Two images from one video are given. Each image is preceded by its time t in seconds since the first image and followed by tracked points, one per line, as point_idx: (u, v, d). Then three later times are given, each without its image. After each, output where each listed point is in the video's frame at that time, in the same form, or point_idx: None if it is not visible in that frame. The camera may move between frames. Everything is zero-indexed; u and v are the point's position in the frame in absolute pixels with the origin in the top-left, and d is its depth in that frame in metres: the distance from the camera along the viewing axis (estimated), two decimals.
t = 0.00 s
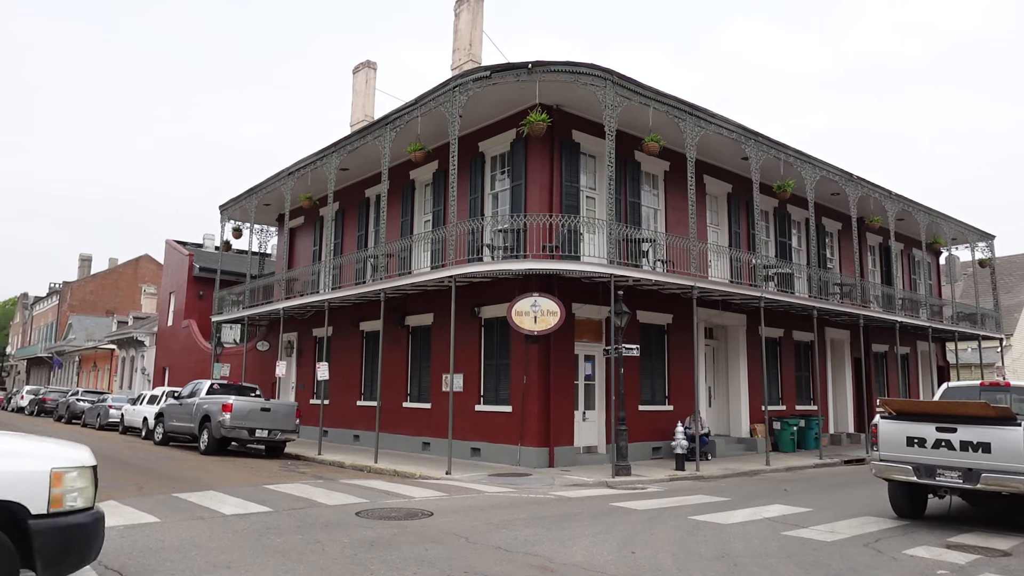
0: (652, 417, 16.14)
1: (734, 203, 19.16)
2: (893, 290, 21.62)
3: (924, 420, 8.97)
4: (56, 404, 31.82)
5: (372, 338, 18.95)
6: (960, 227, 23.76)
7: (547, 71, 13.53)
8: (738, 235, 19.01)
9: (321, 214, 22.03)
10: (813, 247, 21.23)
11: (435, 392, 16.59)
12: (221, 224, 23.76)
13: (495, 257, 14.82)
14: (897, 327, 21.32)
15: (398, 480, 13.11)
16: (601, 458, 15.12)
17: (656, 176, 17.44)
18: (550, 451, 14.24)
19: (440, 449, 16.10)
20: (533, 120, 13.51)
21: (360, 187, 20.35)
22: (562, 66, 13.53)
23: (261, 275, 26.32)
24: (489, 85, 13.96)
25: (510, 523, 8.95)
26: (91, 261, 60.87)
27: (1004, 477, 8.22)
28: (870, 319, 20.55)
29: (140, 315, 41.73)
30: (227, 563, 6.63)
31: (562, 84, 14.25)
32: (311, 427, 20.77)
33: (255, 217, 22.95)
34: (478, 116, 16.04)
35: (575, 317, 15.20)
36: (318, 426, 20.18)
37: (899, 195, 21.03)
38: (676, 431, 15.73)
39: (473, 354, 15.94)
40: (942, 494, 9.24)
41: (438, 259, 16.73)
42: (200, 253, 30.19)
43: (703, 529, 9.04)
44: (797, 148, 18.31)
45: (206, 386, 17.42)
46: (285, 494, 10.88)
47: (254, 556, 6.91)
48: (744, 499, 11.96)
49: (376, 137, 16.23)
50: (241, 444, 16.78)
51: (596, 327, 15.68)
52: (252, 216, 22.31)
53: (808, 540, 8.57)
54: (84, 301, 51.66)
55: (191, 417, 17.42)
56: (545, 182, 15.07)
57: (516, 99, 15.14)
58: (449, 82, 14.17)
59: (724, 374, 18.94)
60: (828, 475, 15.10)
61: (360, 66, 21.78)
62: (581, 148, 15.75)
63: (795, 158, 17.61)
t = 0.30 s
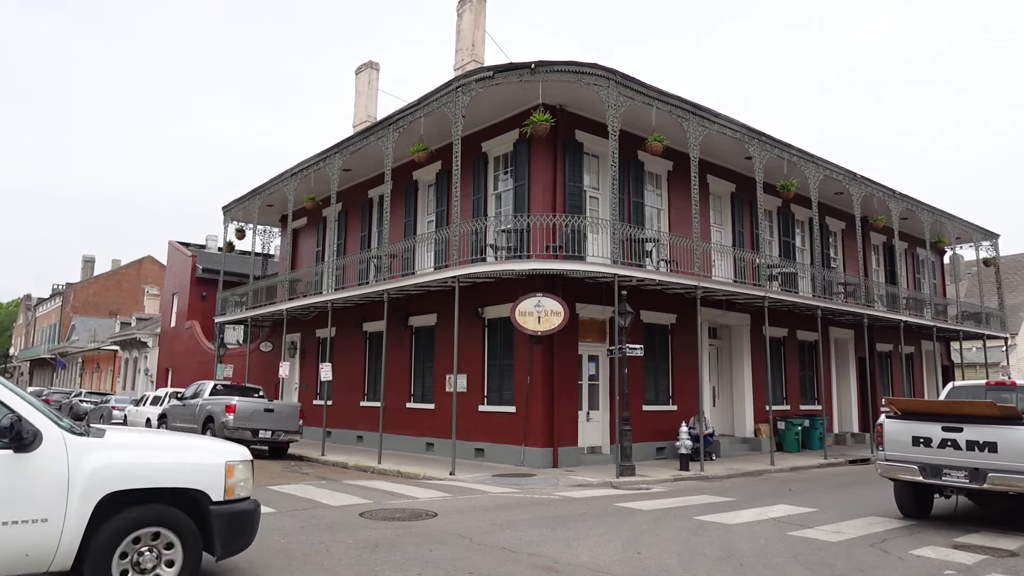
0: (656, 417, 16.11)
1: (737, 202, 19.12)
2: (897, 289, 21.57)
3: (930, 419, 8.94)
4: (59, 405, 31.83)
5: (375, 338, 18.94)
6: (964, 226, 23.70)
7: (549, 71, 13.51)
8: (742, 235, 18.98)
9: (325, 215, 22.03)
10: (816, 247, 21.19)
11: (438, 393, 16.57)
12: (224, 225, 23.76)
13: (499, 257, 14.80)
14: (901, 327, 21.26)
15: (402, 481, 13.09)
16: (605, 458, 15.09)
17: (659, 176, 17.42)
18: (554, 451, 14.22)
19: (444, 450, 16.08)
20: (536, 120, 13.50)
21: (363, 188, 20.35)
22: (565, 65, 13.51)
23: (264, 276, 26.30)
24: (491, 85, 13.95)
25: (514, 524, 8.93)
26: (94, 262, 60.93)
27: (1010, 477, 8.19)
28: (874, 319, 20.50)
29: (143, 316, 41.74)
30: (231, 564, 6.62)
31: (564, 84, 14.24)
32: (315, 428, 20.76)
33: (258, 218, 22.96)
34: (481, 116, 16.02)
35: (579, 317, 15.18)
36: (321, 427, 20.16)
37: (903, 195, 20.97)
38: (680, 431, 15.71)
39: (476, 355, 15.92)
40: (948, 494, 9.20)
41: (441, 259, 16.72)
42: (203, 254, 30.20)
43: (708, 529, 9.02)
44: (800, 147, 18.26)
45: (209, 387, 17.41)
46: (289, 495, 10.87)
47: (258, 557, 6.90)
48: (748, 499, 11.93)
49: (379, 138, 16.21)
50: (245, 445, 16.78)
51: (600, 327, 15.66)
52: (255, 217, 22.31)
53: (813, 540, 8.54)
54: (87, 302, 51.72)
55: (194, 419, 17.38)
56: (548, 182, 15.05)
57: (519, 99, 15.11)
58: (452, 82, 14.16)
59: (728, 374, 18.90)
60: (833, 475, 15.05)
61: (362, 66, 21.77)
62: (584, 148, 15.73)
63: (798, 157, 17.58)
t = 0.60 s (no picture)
0: (657, 417, 16.14)
1: (738, 203, 19.15)
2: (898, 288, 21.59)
3: (932, 419, 8.97)
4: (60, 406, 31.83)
5: (377, 339, 18.95)
6: (964, 225, 23.72)
7: (551, 72, 13.53)
8: (743, 235, 19.01)
9: (326, 215, 22.04)
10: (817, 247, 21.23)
11: (440, 393, 16.59)
12: (225, 226, 23.76)
13: (500, 258, 14.83)
14: (901, 326, 21.29)
15: (404, 481, 13.09)
16: (607, 459, 15.10)
17: (660, 176, 17.43)
18: (556, 452, 14.24)
19: (446, 450, 16.10)
20: (537, 120, 13.51)
21: (365, 189, 20.35)
22: (566, 66, 13.53)
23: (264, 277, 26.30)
24: (493, 85, 13.97)
25: (517, 524, 8.94)
26: (94, 263, 60.91)
27: (1011, 476, 8.20)
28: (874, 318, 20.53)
29: (144, 317, 41.75)
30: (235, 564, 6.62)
31: (566, 85, 14.26)
32: (316, 428, 20.77)
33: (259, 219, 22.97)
34: (482, 116, 16.02)
35: (580, 318, 15.20)
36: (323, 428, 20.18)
37: (903, 195, 20.99)
38: (682, 431, 15.73)
39: (478, 356, 15.94)
40: (949, 494, 9.22)
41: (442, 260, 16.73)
42: (204, 255, 30.22)
43: (711, 529, 9.03)
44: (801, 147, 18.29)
45: (210, 388, 17.42)
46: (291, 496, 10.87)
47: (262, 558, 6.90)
48: (751, 499, 11.95)
49: (381, 139, 16.22)
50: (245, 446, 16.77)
51: (601, 327, 15.67)
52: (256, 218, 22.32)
53: (816, 540, 8.55)
54: (87, 303, 51.73)
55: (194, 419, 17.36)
56: (549, 182, 15.07)
57: (520, 99, 15.12)
58: (453, 83, 14.16)
59: (729, 373, 18.92)
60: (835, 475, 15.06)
61: (363, 67, 21.78)
62: (585, 148, 15.74)
63: (799, 157, 17.60)
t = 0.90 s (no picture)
0: (656, 419, 16.16)
1: (737, 205, 19.22)
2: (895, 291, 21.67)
3: (931, 421, 9.00)
4: (58, 408, 31.75)
5: (375, 341, 18.97)
6: (961, 228, 23.80)
7: (551, 74, 13.55)
8: (741, 238, 19.07)
9: (325, 217, 22.06)
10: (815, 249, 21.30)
11: (440, 395, 16.61)
12: (223, 228, 23.74)
13: (499, 260, 14.86)
14: (898, 328, 21.35)
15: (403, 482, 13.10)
16: (605, 461, 15.12)
17: (660, 178, 17.47)
18: (555, 453, 14.26)
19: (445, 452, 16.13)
20: (537, 123, 13.53)
21: (364, 190, 20.37)
22: (566, 69, 13.57)
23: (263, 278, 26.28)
24: (493, 88, 14.01)
25: (517, 526, 8.95)
26: (92, 263, 60.78)
27: (1010, 479, 8.23)
28: (872, 321, 20.59)
29: (142, 318, 41.68)
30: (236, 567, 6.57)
31: (566, 88, 14.30)
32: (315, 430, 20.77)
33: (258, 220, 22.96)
34: (482, 118, 16.03)
35: (580, 320, 15.23)
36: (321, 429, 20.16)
37: (900, 198, 21.06)
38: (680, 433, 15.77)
39: (477, 358, 15.95)
40: (948, 495, 9.26)
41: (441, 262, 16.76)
42: (202, 256, 30.18)
43: (711, 532, 9.05)
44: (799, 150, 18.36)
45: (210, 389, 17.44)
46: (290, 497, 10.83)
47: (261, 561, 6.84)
48: (750, 501, 11.98)
49: (381, 140, 16.23)
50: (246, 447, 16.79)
51: (601, 329, 15.69)
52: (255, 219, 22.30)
53: (816, 542, 8.58)
54: (85, 304, 51.63)
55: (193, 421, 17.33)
56: (549, 184, 15.11)
57: (520, 102, 15.14)
58: (453, 85, 14.18)
59: (728, 376, 18.96)
60: (833, 477, 15.12)
61: (363, 69, 21.79)
62: (585, 151, 15.77)
63: (797, 160, 17.66)
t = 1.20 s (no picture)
0: (653, 420, 16.21)
1: (732, 206, 19.29)
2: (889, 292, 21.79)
3: (926, 422, 9.06)
4: (52, 410, 31.59)
5: (372, 342, 18.96)
6: (954, 229, 23.94)
7: (548, 76, 13.59)
8: (737, 239, 19.16)
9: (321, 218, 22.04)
10: (810, 251, 21.40)
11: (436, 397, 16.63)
12: (219, 229, 23.68)
13: (496, 261, 14.90)
14: (892, 329, 21.46)
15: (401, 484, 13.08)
16: (602, 462, 15.15)
17: (656, 180, 17.53)
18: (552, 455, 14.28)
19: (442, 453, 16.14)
20: (533, 124, 13.54)
21: (360, 191, 20.36)
22: (563, 70, 13.60)
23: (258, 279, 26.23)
24: (490, 89, 14.04)
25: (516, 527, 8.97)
26: (86, 265, 60.54)
27: (1005, 479, 8.28)
28: (866, 322, 20.67)
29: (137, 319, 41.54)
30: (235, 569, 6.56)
31: (563, 90, 14.34)
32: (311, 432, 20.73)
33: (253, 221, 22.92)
34: (479, 119, 16.05)
35: (576, 321, 15.26)
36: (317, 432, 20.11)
37: (894, 199, 21.17)
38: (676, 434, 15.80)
39: (474, 359, 15.97)
40: (942, 495, 9.33)
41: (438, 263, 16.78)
42: (197, 258, 30.10)
43: (708, 532, 9.09)
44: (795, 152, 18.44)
45: (206, 391, 17.38)
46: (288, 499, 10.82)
47: (259, 562, 6.83)
48: (746, 501, 12.03)
49: (377, 141, 16.23)
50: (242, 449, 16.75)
51: (597, 331, 15.71)
52: (251, 220, 22.26)
53: (812, 542, 8.63)
54: (79, 306, 51.41)
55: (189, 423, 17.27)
56: (545, 186, 15.15)
57: (516, 103, 15.16)
58: (450, 86, 14.19)
59: (723, 377, 19.03)
60: (828, 477, 15.20)
61: (359, 70, 21.80)
62: (581, 152, 15.81)
63: (793, 162, 17.74)
